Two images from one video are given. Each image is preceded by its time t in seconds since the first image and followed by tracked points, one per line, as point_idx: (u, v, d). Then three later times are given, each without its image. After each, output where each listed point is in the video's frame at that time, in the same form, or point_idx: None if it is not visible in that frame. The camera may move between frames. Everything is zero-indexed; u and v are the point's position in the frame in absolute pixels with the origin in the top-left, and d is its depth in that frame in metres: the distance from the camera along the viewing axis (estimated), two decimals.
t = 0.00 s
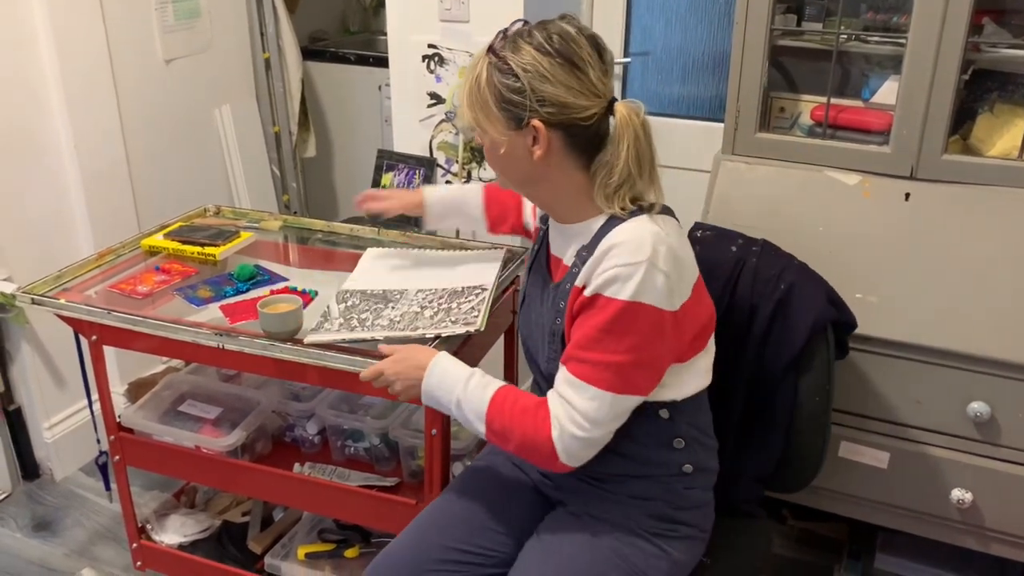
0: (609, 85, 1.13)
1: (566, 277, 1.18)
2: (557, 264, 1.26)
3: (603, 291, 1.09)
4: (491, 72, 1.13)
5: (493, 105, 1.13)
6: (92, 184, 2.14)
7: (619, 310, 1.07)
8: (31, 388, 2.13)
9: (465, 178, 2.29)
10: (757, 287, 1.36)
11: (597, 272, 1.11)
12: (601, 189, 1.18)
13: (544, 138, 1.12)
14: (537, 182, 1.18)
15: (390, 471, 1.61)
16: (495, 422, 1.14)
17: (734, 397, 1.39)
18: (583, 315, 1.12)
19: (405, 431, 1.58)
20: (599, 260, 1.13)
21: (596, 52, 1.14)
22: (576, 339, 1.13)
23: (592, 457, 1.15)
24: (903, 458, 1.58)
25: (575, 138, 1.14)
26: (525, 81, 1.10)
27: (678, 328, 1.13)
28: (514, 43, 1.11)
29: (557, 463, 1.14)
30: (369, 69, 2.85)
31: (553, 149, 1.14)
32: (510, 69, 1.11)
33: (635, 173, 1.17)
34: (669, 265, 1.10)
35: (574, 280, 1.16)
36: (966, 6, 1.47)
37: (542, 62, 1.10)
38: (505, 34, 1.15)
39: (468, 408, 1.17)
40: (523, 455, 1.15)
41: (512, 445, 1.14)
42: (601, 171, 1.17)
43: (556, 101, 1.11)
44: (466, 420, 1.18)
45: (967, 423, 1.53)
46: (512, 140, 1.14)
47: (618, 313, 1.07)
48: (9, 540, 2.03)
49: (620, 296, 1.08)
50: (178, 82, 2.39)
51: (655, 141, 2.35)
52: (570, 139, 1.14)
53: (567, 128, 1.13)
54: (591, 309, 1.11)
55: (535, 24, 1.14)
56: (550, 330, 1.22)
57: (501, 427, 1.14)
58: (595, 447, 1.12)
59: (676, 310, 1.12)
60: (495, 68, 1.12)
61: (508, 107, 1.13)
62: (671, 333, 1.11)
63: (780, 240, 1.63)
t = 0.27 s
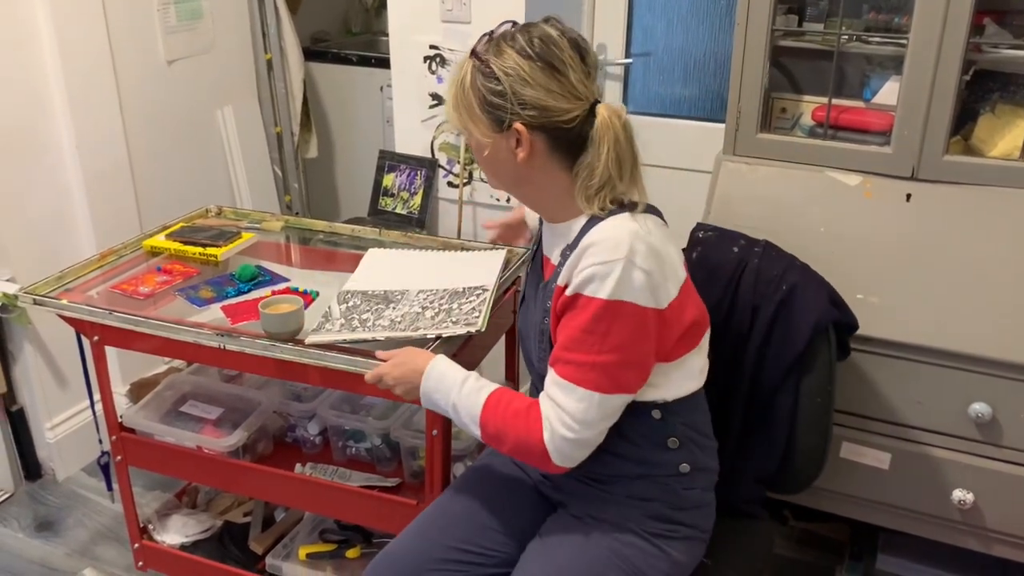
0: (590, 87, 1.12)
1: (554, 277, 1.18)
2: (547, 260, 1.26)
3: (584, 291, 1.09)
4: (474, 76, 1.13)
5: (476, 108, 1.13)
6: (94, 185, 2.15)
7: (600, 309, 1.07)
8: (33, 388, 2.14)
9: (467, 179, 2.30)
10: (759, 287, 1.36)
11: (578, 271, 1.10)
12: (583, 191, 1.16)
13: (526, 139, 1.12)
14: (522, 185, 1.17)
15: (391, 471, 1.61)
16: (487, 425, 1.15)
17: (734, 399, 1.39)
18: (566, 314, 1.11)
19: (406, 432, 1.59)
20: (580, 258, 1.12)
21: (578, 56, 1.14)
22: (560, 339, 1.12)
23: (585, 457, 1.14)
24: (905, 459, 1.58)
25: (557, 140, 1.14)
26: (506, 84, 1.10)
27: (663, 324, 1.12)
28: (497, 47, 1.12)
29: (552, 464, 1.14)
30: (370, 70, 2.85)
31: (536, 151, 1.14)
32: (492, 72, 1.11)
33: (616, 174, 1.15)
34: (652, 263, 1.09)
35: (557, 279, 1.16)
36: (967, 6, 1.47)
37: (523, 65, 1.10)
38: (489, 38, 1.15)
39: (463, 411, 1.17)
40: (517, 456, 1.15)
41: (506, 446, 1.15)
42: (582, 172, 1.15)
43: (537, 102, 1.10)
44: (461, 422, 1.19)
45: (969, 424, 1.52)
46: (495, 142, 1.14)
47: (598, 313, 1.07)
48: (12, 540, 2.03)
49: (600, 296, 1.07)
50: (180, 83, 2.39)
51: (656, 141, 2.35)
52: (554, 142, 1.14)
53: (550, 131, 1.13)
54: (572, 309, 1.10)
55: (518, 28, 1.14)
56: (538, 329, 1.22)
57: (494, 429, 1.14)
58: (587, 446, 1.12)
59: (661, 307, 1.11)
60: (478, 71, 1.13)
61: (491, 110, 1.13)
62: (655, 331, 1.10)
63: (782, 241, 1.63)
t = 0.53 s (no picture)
0: (581, 90, 1.13)
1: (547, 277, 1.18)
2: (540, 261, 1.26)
3: (574, 290, 1.09)
4: (467, 76, 1.13)
5: (469, 108, 1.14)
6: (97, 187, 2.15)
7: (589, 307, 1.06)
8: (36, 390, 2.14)
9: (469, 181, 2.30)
10: (762, 289, 1.36)
11: (567, 271, 1.10)
12: (572, 192, 1.16)
13: (517, 141, 1.13)
14: (513, 185, 1.18)
15: (390, 474, 1.61)
16: (484, 428, 1.15)
17: (736, 402, 1.39)
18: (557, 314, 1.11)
19: (405, 434, 1.59)
20: (569, 259, 1.12)
21: (571, 58, 1.15)
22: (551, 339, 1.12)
23: (583, 456, 1.14)
24: (907, 460, 1.58)
25: (548, 142, 1.14)
26: (499, 85, 1.10)
27: (655, 320, 1.12)
28: (490, 48, 1.12)
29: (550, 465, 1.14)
30: (372, 71, 2.86)
31: (527, 152, 1.14)
32: (485, 73, 1.12)
33: (605, 177, 1.15)
34: (640, 259, 1.09)
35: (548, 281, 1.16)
36: (969, 8, 1.47)
37: (516, 66, 1.11)
38: (485, 38, 1.15)
39: (459, 413, 1.18)
40: (515, 458, 1.15)
41: (503, 448, 1.15)
42: (572, 173, 1.16)
43: (529, 104, 1.10)
44: (458, 424, 1.19)
45: (971, 425, 1.52)
46: (487, 143, 1.14)
47: (588, 312, 1.07)
48: (15, 541, 2.03)
49: (590, 295, 1.07)
50: (182, 85, 2.40)
51: (657, 144, 2.35)
52: (545, 143, 1.14)
53: (541, 132, 1.13)
54: (562, 309, 1.10)
55: (512, 30, 1.14)
56: (534, 331, 1.23)
57: (491, 432, 1.14)
58: (585, 445, 1.12)
59: (653, 303, 1.11)
60: (472, 72, 1.13)
61: (483, 111, 1.13)
62: (646, 327, 1.10)
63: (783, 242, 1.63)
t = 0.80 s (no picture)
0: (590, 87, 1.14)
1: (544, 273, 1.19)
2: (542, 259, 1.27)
3: (568, 282, 1.09)
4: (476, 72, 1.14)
5: (477, 104, 1.14)
6: (101, 189, 2.16)
7: (583, 298, 1.07)
8: (40, 390, 2.15)
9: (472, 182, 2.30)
10: (771, 292, 1.37)
11: (564, 262, 1.11)
12: (576, 188, 1.16)
13: (524, 136, 1.13)
14: (518, 182, 1.18)
15: (380, 478, 1.63)
16: (468, 426, 1.15)
17: (741, 406, 1.39)
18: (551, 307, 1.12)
19: (392, 439, 1.60)
20: (565, 251, 1.13)
21: (579, 57, 1.16)
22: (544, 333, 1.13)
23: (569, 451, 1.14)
24: (910, 461, 1.58)
25: (555, 137, 1.14)
26: (509, 81, 1.11)
27: (649, 317, 1.12)
28: (500, 45, 1.12)
29: (536, 461, 1.14)
30: (375, 73, 2.86)
31: (534, 147, 1.14)
32: (495, 69, 1.12)
33: (610, 174, 1.15)
34: (635, 254, 1.09)
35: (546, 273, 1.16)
36: (972, 10, 1.47)
37: (526, 63, 1.11)
38: (493, 35, 1.16)
39: (444, 415, 1.17)
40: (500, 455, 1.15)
41: (488, 446, 1.15)
42: (577, 169, 1.16)
43: (537, 100, 1.11)
44: (440, 427, 1.19)
45: (974, 427, 1.52)
46: (494, 138, 1.15)
47: (581, 304, 1.07)
48: (18, 542, 2.04)
49: (583, 287, 1.07)
50: (186, 87, 2.40)
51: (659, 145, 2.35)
52: (553, 140, 1.14)
53: (549, 129, 1.13)
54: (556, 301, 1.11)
55: (521, 28, 1.15)
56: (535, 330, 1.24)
57: (474, 430, 1.14)
58: (571, 440, 1.12)
59: (647, 299, 1.11)
60: (481, 67, 1.13)
61: (492, 106, 1.13)
62: (640, 322, 1.10)
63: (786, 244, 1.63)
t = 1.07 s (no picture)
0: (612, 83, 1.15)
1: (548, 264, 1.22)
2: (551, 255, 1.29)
3: (567, 272, 1.12)
4: (500, 63, 1.16)
5: (501, 95, 1.16)
6: (105, 190, 2.17)
7: (579, 290, 1.10)
8: (44, 391, 2.15)
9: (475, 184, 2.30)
10: (781, 293, 1.37)
11: (568, 254, 1.14)
12: (592, 182, 1.18)
13: (545, 128, 1.14)
14: (535, 174, 1.20)
15: (360, 480, 1.62)
16: (439, 420, 1.17)
17: (749, 407, 1.39)
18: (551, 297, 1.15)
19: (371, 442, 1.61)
20: (571, 244, 1.15)
21: (602, 53, 1.18)
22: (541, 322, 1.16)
23: (540, 440, 1.17)
24: (914, 463, 1.58)
25: (575, 131, 1.16)
26: (533, 73, 1.12)
27: (645, 318, 1.14)
28: (526, 37, 1.14)
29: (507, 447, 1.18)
30: (379, 74, 2.87)
31: (554, 140, 1.16)
32: (519, 61, 1.14)
33: (626, 170, 1.17)
34: (638, 255, 1.11)
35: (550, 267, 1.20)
36: (977, 11, 1.47)
37: (550, 55, 1.13)
38: (518, 28, 1.18)
39: (412, 412, 1.19)
40: (471, 445, 1.18)
41: (459, 437, 1.18)
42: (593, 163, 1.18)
43: (559, 93, 1.13)
44: (407, 424, 1.21)
45: (979, 428, 1.52)
46: (514, 129, 1.16)
47: (578, 296, 1.10)
48: (22, 542, 2.04)
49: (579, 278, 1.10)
50: (190, 88, 2.41)
51: (663, 147, 2.36)
52: (572, 133, 1.16)
53: (570, 122, 1.15)
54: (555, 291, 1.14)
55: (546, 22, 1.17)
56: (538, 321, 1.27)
57: (446, 421, 1.17)
58: (545, 427, 1.15)
59: (643, 300, 1.13)
60: (505, 58, 1.15)
61: (513, 98, 1.15)
62: (634, 322, 1.13)
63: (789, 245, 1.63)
